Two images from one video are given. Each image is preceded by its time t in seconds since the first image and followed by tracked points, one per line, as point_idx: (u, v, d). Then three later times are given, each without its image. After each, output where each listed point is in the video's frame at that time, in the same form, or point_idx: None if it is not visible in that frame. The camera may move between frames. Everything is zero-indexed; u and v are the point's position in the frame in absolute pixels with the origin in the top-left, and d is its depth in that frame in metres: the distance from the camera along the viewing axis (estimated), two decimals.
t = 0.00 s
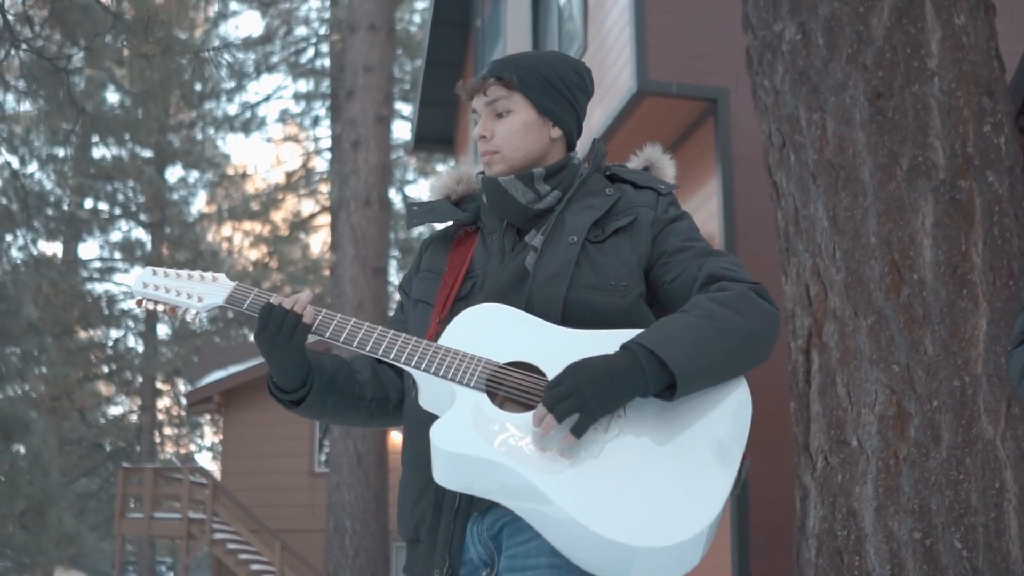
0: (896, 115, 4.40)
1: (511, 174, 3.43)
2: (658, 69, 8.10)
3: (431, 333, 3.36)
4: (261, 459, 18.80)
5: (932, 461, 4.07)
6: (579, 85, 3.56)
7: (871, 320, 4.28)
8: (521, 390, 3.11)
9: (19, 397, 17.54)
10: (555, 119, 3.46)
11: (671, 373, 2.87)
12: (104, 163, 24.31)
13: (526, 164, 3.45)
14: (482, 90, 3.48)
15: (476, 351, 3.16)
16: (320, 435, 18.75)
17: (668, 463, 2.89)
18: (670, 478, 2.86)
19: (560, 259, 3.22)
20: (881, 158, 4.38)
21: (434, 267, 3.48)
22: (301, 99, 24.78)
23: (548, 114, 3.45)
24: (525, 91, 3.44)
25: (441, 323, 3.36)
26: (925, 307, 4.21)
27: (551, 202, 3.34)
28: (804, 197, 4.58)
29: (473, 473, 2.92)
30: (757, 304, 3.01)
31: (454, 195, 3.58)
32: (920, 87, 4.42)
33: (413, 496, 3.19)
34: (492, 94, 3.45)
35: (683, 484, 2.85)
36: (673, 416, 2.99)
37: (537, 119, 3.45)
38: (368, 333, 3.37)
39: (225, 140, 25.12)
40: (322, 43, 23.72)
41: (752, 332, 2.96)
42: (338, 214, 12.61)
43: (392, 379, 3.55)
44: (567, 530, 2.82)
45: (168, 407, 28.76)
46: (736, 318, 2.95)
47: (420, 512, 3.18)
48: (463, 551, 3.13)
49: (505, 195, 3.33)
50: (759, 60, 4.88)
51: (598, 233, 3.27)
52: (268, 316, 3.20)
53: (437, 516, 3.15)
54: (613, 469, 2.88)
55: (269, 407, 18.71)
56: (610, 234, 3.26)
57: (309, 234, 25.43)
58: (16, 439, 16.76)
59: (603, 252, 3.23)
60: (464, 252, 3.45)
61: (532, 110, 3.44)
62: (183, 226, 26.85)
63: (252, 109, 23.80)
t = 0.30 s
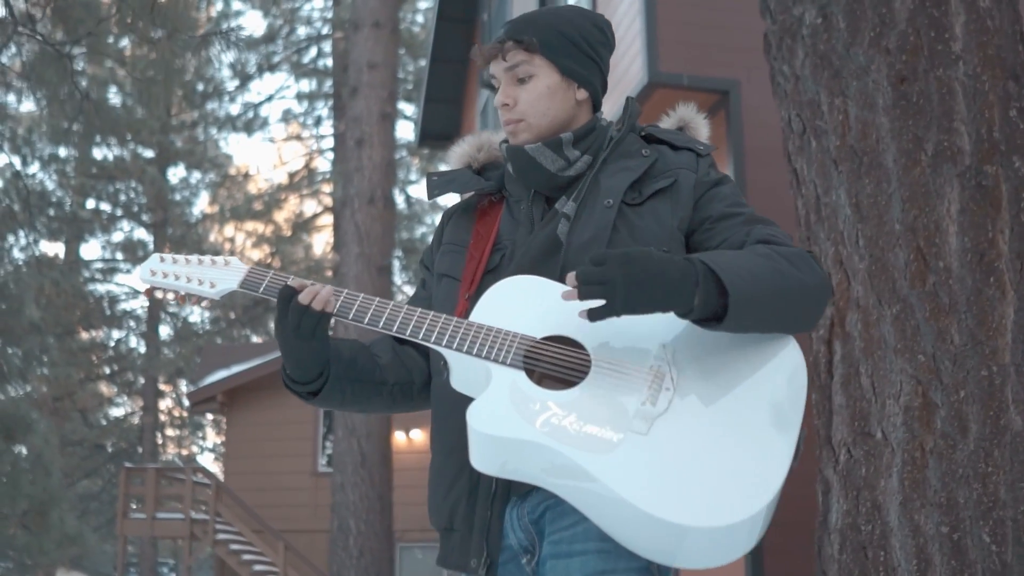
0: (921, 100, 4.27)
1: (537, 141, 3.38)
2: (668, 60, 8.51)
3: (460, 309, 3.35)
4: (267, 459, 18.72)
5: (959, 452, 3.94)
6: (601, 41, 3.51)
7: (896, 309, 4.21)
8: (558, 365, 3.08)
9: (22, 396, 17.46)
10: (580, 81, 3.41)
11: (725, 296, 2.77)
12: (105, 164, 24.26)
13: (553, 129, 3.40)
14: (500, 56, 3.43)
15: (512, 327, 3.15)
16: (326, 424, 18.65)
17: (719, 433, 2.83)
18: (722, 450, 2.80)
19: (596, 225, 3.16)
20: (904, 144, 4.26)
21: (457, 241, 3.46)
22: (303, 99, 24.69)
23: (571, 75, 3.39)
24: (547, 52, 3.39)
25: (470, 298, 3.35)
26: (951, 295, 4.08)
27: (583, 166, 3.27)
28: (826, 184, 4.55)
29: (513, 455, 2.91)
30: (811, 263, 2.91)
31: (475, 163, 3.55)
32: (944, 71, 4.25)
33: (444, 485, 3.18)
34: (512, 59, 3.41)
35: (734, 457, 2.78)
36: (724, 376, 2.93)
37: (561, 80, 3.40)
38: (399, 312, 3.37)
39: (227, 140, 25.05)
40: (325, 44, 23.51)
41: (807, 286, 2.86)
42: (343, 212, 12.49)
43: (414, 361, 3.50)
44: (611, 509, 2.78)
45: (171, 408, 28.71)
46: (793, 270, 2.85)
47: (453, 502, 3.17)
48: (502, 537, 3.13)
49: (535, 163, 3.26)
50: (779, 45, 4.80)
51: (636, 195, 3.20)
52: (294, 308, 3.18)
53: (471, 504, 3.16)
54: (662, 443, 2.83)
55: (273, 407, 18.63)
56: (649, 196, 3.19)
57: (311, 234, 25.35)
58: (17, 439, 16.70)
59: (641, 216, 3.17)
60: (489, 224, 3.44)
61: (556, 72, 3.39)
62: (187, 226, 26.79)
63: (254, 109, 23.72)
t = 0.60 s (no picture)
0: (945, 87, 4.17)
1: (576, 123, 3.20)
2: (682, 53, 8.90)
3: (498, 291, 3.19)
4: (268, 459, 18.61)
5: (986, 447, 3.84)
6: (638, 13, 3.30)
7: (921, 301, 4.11)
8: (603, 349, 2.89)
9: (22, 396, 17.39)
10: (620, 58, 3.22)
11: (791, 326, 2.65)
12: (105, 162, 24.18)
13: (592, 109, 3.21)
14: (535, 33, 3.22)
15: (555, 311, 2.95)
16: (326, 423, 18.39)
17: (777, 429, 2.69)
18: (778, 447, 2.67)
19: (640, 205, 3.01)
20: (928, 131, 4.17)
21: (491, 222, 3.30)
22: (302, 97, 24.62)
23: (611, 51, 3.20)
24: (586, 28, 3.19)
25: (507, 280, 3.20)
26: (977, 286, 3.97)
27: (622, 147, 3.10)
28: (847, 173, 4.46)
29: (555, 443, 2.72)
30: (866, 248, 2.78)
31: (506, 144, 3.36)
32: (968, 58, 4.15)
33: (480, 476, 3.02)
34: (549, 32, 3.20)
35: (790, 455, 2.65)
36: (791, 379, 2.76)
37: (600, 56, 3.20)
38: (431, 292, 3.16)
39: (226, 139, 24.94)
40: (325, 41, 23.42)
41: (865, 279, 2.74)
42: (345, 208, 12.43)
43: (449, 346, 3.38)
44: (658, 506, 2.63)
45: (169, 409, 28.61)
46: (848, 264, 2.72)
47: (490, 490, 3.02)
48: (543, 532, 2.97)
49: (572, 145, 3.10)
50: (797, 33, 4.70)
51: (680, 174, 3.05)
52: (330, 283, 3.00)
53: (509, 495, 3.00)
54: (714, 442, 2.68)
55: (276, 406, 18.53)
56: (693, 178, 3.04)
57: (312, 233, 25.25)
58: (17, 438, 16.64)
59: (688, 195, 3.02)
60: (524, 203, 3.26)
61: (594, 48, 3.19)
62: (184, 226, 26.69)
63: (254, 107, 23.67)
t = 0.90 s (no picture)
0: (962, 80, 4.10)
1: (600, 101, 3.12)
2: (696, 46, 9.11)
3: (518, 269, 3.10)
4: (267, 469, 18.47)
5: (1007, 448, 3.76)
6: None
7: (938, 299, 3.99)
8: (629, 330, 2.82)
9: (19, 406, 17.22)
10: (648, 32, 3.13)
11: (823, 303, 2.57)
12: (104, 172, 24.04)
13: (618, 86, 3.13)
14: (560, 7, 3.12)
15: (577, 287, 2.88)
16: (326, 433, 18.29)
17: (812, 415, 2.59)
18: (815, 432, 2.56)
19: (670, 180, 2.93)
20: (945, 125, 4.08)
21: (511, 202, 3.19)
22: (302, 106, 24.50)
23: (639, 27, 3.11)
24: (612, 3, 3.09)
25: (527, 258, 3.10)
26: (996, 282, 3.90)
27: (648, 122, 3.04)
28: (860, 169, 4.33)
29: (576, 433, 2.63)
30: (908, 220, 2.71)
31: (527, 120, 3.28)
32: (985, 51, 4.09)
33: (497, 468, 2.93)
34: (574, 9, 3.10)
35: (823, 447, 2.53)
36: (825, 363, 2.67)
37: (627, 33, 3.11)
38: (446, 267, 3.09)
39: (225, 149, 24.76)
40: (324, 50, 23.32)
41: (908, 249, 2.67)
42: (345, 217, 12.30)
43: (467, 331, 3.29)
44: (685, 496, 2.53)
45: (167, 420, 28.44)
46: (889, 236, 2.65)
47: (507, 482, 2.92)
48: (564, 524, 2.88)
49: (597, 120, 3.02)
50: (809, 26, 4.58)
51: (710, 148, 2.96)
52: (342, 258, 2.91)
53: (529, 482, 2.91)
54: (742, 430, 2.57)
55: (274, 416, 18.39)
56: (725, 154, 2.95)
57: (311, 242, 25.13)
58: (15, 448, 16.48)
59: (718, 171, 2.93)
60: (545, 180, 3.17)
61: (620, 25, 3.10)
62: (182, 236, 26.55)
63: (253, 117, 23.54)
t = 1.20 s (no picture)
0: (972, 97, 4.01)
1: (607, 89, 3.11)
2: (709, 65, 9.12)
3: (511, 264, 3.09)
4: (264, 504, 18.31)
5: None
6: None
7: (950, 320, 3.89)
8: (628, 322, 2.75)
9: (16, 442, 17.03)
10: (660, 18, 3.14)
11: (854, 287, 2.47)
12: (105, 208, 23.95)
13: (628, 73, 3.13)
14: None
15: (577, 282, 2.82)
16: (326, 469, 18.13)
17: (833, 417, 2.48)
18: (834, 434, 2.44)
19: (670, 165, 2.87)
20: (955, 144, 3.99)
21: (508, 203, 3.19)
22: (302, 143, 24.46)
23: (653, 12, 3.11)
24: None
25: (521, 253, 3.09)
26: (1011, 303, 3.79)
27: (651, 109, 3.00)
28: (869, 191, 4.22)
29: (570, 430, 2.50)
30: (930, 209, 2.63)
31: (523, 116, 3.27)
32: (995, 67, 4.01)
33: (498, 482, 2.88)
34: None
35: (848, 453, 2.40)
36: (848, 362, 2.58)
37: (640, 20, 3.12)
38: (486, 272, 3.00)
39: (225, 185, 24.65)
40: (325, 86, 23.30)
41: (932, 238, 2.58)
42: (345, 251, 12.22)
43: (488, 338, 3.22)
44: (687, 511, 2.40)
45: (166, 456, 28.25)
46: (912, 222, 2.57)
47: (507, 500, 2.88)
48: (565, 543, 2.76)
49: (596, 108, 2.98)
50: (814, 46, 4.50)
51: (714, 134, 2.91)
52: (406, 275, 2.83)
53: (529, 496, 2.84)
54: (754, 430, 2.46)
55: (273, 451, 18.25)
56: (732, 137, 2.90)
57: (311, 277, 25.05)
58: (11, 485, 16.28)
59: (722, 155, 2.88)
60: (542, 177, 3.15)
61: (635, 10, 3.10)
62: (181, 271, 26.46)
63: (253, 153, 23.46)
